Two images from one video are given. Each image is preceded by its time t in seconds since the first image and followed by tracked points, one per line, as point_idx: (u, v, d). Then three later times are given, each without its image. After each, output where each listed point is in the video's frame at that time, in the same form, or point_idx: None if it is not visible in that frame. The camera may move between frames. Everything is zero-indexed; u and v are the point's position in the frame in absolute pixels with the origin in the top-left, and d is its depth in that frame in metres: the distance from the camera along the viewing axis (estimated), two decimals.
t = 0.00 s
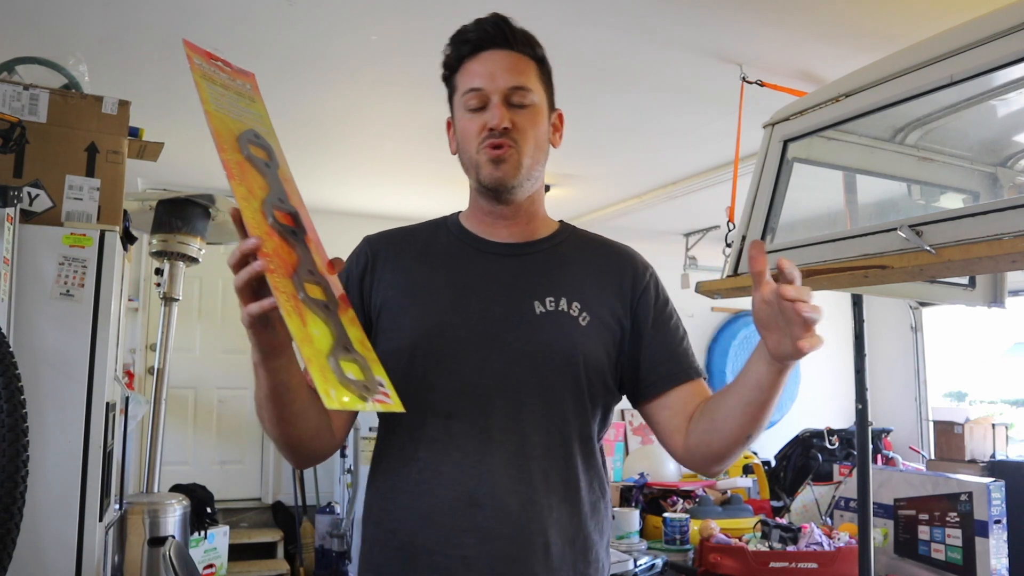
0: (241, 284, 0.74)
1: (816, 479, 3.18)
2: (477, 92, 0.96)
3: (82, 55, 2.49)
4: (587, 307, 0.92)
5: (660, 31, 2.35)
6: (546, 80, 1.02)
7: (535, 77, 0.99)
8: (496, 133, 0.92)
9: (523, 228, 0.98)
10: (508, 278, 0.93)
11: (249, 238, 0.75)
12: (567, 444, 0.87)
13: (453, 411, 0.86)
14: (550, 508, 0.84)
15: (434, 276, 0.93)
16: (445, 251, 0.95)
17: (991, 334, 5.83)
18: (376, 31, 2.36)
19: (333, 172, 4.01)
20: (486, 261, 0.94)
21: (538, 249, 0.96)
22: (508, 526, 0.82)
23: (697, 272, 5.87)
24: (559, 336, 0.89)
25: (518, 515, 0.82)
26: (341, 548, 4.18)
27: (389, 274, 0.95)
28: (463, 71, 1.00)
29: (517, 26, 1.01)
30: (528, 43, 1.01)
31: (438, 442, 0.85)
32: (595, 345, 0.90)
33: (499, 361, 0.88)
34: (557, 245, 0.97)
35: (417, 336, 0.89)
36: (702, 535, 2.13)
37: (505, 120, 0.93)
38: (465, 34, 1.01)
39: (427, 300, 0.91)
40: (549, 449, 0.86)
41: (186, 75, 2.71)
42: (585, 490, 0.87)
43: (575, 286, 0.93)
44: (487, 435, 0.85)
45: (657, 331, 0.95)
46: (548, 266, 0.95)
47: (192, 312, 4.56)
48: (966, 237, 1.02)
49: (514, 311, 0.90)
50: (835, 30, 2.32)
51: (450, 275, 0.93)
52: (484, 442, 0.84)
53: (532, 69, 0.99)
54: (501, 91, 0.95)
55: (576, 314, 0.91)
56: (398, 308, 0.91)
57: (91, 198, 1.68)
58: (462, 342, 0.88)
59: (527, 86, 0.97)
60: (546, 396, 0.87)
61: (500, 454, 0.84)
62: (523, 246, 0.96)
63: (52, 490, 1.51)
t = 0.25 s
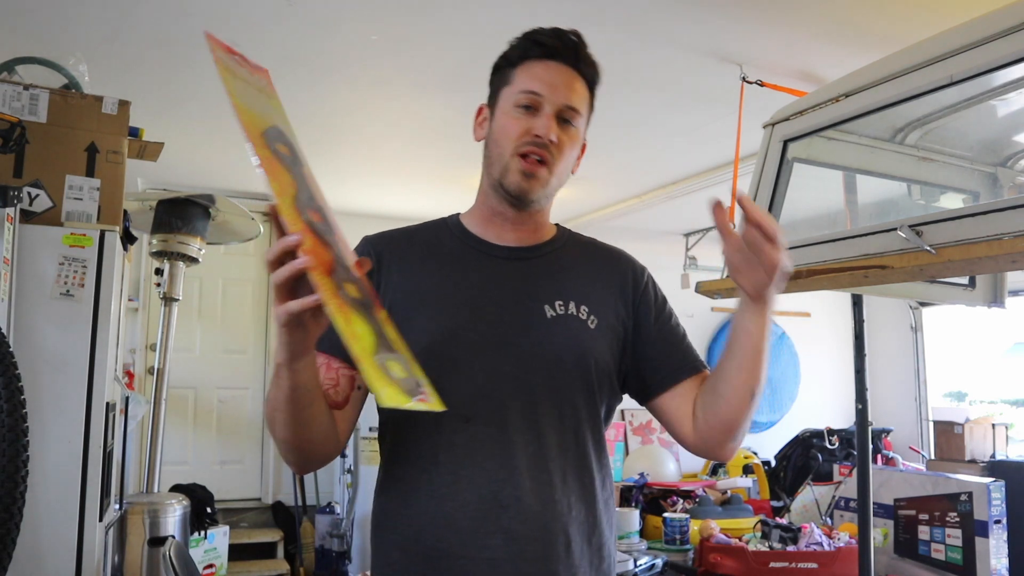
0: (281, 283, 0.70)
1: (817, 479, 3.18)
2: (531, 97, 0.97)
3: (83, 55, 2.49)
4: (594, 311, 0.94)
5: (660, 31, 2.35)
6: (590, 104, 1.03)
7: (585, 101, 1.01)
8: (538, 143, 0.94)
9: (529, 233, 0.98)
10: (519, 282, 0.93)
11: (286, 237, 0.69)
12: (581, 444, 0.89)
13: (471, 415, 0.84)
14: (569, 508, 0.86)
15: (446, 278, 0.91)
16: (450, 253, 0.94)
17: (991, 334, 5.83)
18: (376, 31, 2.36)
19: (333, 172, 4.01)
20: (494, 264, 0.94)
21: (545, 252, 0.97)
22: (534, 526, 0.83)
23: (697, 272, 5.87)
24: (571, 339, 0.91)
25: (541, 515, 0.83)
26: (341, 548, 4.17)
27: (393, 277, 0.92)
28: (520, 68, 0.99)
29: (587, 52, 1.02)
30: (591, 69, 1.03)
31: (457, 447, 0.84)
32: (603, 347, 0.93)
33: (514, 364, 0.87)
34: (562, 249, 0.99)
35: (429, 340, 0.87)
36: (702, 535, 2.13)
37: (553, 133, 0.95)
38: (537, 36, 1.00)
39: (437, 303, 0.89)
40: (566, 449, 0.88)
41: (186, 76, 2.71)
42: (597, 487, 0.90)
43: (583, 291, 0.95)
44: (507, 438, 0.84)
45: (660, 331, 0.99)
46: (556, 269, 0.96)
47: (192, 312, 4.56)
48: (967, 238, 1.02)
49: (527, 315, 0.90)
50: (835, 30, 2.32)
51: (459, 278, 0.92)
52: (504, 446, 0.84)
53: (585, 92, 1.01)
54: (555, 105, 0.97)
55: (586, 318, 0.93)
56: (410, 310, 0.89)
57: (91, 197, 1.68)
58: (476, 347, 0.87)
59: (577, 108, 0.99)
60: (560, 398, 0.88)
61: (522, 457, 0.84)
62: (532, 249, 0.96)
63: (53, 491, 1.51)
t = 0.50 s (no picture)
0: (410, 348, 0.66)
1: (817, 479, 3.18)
2: (528, 101, 0.97)
3: (83, 55, 2.49)
4: (600, 313, 0.95)
5: (660, 31, 2.35)
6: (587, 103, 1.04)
7: (580, 100, 1.01)
8: (538, 145, 0.94)
9: (536, 237, 0.98)
10: (528, 282, 0.93)
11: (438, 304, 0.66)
12: (590, 442, 0.90)
13: (484, 414, 0.84)
14: (581, 505, 0.87)
15: (457, 279, 0.91)
16: (459, 254, 0.93)
17: (991, 334, 5.83)
18: (376, 31, 2.36)
19: (333, 172, 4.01)
20: (501, 263, 0.93)
21: (552, 253, 0.97)
22: (550, 524, 0.84)
23: (697, 272, 5.87)
24: (580, 339, 0.91)
25: (556, 514, 0.84)
26: (341, 548, 4.16)
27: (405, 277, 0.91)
28: (516, 74, 1.00)
29: (580, 54, 1.03)
30: (584, 69, 1.03)
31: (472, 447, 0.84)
32: (610, 348, 0.94)
33: (525, 364, 0.87)
34: (567, 250, 0.99)
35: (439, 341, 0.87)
36: (702, 535, 2.13)
37: (552, 135, 0.95)
38: (529, 42, 1.01)
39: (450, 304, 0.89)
40: (578, 449, 0.89)
41: (186, 76, 2.71)
42: (606, 486, 0.92)
43: (589, 292, 0.96)
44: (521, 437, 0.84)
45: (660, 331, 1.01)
46: (562, 270, 0.96)
47: (192, 312, 4.56)
48: (966, 237, 1.02)
49: (536, 315, 0.91)
50: (835, 30, 2.32)
51: (471, 277, 0.91)
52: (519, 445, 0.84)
53: (579, 93, 1.02)
54: (551, 107, 0.97)
55: (593, 319, 0.94)
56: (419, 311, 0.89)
57: (91, 197, 1.68)
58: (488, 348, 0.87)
59: (573, 108, 0.99)
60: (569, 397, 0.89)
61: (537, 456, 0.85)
62: (538, 251, 0.96)
63: (52, 491, 1.51)
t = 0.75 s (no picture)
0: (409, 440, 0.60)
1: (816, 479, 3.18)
2: (533, 106, 0.97)
3: (83, 55, 2.49)
4: (604, 318, 0.95)
5: (660, 31, 2.35)
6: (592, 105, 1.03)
7: (586, 105, 1.01)
8: (544, 150, 0.94)
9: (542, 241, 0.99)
10: (531, 285, 0.93)
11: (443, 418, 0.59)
12: (592, 447, 0.91)
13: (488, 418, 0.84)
14: (583, 510, 0.88)
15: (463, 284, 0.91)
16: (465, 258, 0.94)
17: (991, 334, 5.82)
18: (376, 31, 2.36)
19: (333, 172, 4.01)
20: (505, 266, 0.93)
21: (556, 258, 0.97)
22: (551, 528, 0.84)
23: (697, 272, 5.87)
24: (583, 344, 0.91)
25: (558, 518, 0.85)
26: (341, 548, 4.16)
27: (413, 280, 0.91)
28: (520, 78, 0.99)
29: (584, 57, 1.03)
30: (589, 75, 1.03)
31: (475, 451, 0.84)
32: (612, 353, 0.94)
33: (528, 368, 0.88)
34: (570, 253, 0.99)
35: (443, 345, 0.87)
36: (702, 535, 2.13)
37: (557, 140, 0.94)
38: (534, 46, 1.00)
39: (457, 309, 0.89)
40: (580, 453, 0.89)
41: (186, 76, 2.71)
42: (606, 489, 0.92)
43: (592, 297, 0.96)
44: (523, 441, 0.84)
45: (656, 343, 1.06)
46: (566, 273, 0.96)
47: (192, 312, 4.56)
48: (966, 238, 1.02)
49: (540, 319, 0.91)
50: (835, 30, 2.32)
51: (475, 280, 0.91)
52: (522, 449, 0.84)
53: (585, 98, 1.01)
54: (557, 112, 0.97)
55: (597, 324, 0.94)
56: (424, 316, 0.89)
57: (91, 197, 1.68)
58: (493, 352, 0.87)
59: (578, 112, 0.99)
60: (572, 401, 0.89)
61: (540, 460, 0.85)
62: (543, 256, 0.96)
63: (52, 491, 1.51)
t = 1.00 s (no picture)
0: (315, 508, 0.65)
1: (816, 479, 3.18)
2: (539, 101, 0.96)
3: (83, 55, 2.49)
4: (605, 321, 0.94)
5: (660, 31, 2.35)
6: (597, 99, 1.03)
7: (591, 98, 1.00)
8: (551, 145, 0.94)
9: (545, 239, 0.98)
10: (529, 287, 0.93)
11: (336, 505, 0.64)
12: (586, 453, 0.91)
13: (480, 422, 0.85)
14: (573, 516, 0.88)
15: (457, 285, 0.91)
16: (465, 257, 0.94)
17: (990, 334, 5.82)
18: (376, 31, 2.36)
19: (333, 172, 4.01)
20: (505, 267, 0.94)
21: (558, 258, 0.97)
22: (539, 534, 0.85)
23: (697, 272, 5.87)
24: (581, 348, 0.91)
25: (546, 524, 0.86)
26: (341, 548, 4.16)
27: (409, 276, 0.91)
28: (525, 72, 0.99)
29: (590, 48, 1.02)
30: (595, 65, 1.02)
31: (465, 455, 0.84)
32: (612, 357, 0.94)
33: (524, 372, 0.88)
34: (573, 253, 0.99)
35: (442, 347, 0.87)
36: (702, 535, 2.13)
37: (564, 135, 0.94)
38: (540, 39, 1.00)
39: (451, 309, 0.89)
40: (571, 459, 0.89)
41: (186, 76, 2.71)
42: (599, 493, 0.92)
43: (594, 300, 0.95)
44: (515, 446, 0.85)
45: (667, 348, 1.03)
46: (567, 274, 0.96)
47: (192, 312, 4.56)
48: (965, 238, 1.02)
49: (537, 322, 0.91)
50: (835, 30, 2.32)
51: (471, 281, 0.92)
52: (512, 454, 0.85)
53: (591, 90, 1.01)
54: (564, 107, 0.96)
55: (598, 329, 0.93)
56: (426, 316, 0.89)
57: (91, 197, 1.68)
58: (490, 355, 0.87)
59: (584, 106, 0.98)
60: (567, 406, 0.89)
61: (532, 465, 0.86)
62: (545, 256, 0.96)
63: (52, 491, 1.51)
